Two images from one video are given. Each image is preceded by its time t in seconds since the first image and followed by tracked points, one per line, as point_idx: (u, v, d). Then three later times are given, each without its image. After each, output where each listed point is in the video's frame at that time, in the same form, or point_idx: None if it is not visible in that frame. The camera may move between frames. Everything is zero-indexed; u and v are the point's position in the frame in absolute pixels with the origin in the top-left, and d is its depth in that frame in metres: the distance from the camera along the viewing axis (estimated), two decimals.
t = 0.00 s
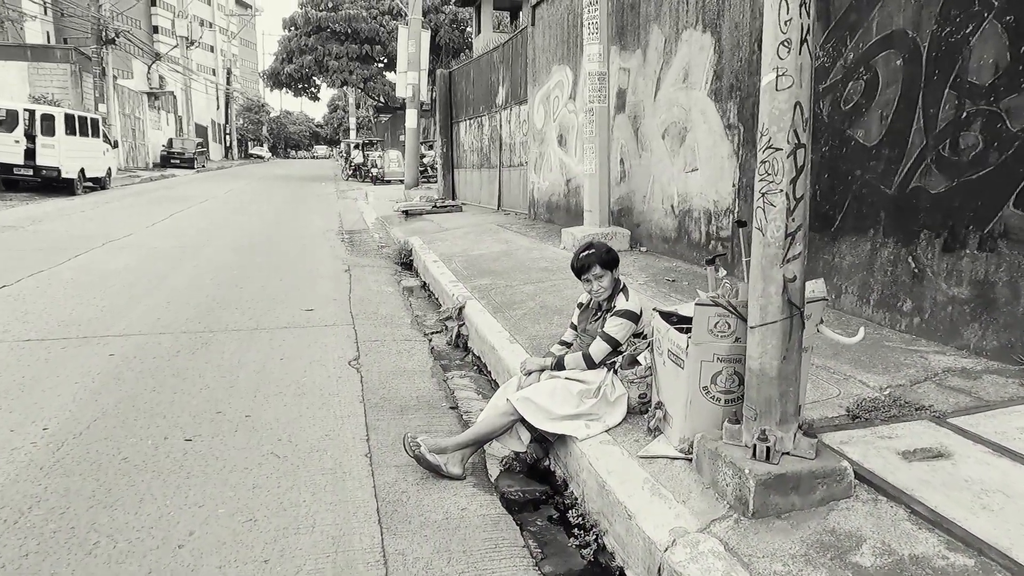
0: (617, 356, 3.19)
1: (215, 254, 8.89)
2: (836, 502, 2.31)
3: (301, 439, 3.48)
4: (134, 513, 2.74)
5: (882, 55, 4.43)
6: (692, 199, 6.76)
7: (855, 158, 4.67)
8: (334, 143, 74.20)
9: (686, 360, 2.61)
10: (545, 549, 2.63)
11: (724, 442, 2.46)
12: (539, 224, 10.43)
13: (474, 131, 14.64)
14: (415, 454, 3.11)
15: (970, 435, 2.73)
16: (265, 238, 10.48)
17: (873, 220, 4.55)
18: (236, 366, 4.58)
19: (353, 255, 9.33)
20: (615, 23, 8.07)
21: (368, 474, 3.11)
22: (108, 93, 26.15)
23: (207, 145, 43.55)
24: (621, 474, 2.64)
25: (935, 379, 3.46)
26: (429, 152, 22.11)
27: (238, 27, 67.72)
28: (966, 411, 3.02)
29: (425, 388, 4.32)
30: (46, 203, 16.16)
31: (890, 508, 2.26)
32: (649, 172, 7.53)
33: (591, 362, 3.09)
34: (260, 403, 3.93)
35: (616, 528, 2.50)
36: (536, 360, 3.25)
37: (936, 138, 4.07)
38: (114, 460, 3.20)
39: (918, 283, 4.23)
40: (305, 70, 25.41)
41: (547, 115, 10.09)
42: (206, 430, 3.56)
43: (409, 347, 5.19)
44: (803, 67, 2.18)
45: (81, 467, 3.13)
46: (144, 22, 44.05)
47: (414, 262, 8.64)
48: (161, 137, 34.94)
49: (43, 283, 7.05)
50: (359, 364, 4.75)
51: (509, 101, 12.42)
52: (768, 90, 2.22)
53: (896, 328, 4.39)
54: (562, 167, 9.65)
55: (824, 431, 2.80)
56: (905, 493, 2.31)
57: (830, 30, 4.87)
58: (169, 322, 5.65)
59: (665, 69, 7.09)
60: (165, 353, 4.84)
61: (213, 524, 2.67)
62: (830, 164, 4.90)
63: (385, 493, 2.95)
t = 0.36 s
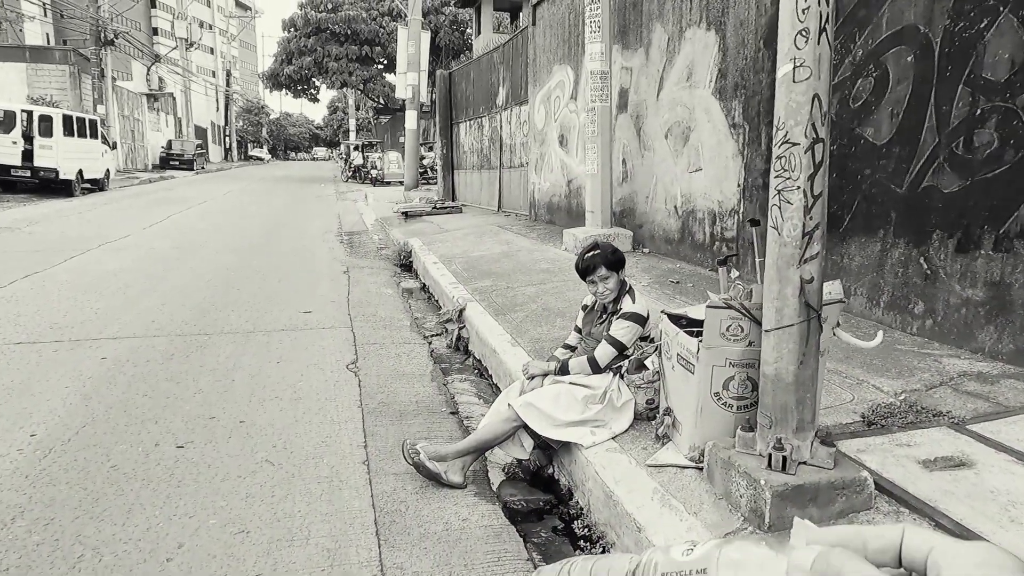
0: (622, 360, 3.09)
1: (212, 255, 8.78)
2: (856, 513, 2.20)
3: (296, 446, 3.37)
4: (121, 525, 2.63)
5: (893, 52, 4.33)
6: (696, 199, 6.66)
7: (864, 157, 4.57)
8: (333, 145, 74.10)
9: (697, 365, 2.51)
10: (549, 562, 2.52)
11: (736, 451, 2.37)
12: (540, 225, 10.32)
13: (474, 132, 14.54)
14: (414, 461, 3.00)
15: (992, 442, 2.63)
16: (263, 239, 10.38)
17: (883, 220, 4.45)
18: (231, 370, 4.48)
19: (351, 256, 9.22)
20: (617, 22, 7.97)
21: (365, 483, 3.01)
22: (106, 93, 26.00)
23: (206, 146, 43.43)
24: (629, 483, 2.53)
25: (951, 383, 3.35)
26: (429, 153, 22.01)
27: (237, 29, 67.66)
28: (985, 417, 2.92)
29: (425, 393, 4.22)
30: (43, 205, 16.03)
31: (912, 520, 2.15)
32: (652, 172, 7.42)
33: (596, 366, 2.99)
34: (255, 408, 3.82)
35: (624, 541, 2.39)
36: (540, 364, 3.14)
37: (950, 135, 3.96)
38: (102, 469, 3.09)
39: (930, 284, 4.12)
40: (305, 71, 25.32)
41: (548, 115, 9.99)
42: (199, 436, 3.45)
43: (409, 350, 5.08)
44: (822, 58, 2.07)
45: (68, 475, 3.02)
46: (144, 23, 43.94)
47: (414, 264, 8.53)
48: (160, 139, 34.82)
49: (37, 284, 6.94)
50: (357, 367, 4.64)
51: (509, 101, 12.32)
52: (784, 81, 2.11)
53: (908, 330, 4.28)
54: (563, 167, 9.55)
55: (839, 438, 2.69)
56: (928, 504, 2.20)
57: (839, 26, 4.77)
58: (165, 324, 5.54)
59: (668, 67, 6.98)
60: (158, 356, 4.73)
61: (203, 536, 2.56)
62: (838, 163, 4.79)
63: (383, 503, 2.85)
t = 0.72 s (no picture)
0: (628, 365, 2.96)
1: (208, 256, 8.64)
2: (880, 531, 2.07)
3: (287, 455, 3.23)
4: (99, 541, 2.49)
5: (905, 47, 4.19)
6: (700, 199, 6.52)
7: (875, 155, 4.44)
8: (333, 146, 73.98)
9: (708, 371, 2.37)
10: None
11: (751, 462, 2.24)
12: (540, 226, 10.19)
13: (474, 132, 14.40)
14: (409, 474, 2.86)
15: (1019, 454, 2.49)
16: (259, 240, 10.24)
17: (894, 220, 4.31)
18: (222, 374, 4.34)
19: (349, 257, 9.08)
20: (619, 19, 7.83)
21: (359, 495, 2.87)
22: (104, 94, 25.85)
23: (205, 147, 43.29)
24: (637, 497, 2.40)
25: (970, 390, 3.21)
26: (428, 154, 21.88)
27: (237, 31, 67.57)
28: (1009, 426, 2.78)
29: (422, 398, 4.08)
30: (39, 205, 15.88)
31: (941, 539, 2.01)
32: (654, 172, 7.29)
33: (601, 372, 2.86)
34: (245, 415, 3.68)
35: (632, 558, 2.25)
36: (541, 370, 3.01)
37: (965, 132, 3.83)
38: (82, 480, 2.95)
39: (945, 286, 3.99)
40: (304, 71, 25.19)
41: (548, 114, 9.86)
42: (185, 445, 3.31)
43: (406, 354, 4.94)
44: (845, 44, 1.94)
45: (46, 487, 2.88)
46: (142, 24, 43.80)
47: (412, 265, 8.39)
48: (159, 140, 34.67)
49: (27, 286, 6.79)
50: (352, 372, 4.50)
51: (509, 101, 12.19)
52: (804, 70, 1.97)
53: (921, 334, 4.15)
54: (564, 167, 9.41)
55: (857, 449, 2.56)
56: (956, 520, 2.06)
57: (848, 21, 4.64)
58: (155, 327, 5.40)
59: (671, 65, 6.85)
60: (147, 360, 4.58)
61: (185, 553, 2.42)
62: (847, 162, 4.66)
63: (377, 516, 2.71)
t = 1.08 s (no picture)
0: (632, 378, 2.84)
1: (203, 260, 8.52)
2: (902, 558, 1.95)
3: (278, 471, 3.11)
4: (77, 567, 2.36)
5: (915, 46, 4.07)
6: (702, 202, 6.41)
7: (884, 158, 4.32)
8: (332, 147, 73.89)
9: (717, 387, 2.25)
10: None
11: (764, 485, 2.12)
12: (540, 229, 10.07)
13: (473, 133, 14.29)
14: (404, 494, 2.74)
15: None
16: (256, 243, 10.12)
17: (904, 224, 4.20)
18: (213, 384, 4.22)
19: (346, 261, 8.97)
20: (619, 19, 7.71)
21: (351, 515, 2.75)
22: (102, 95, 25.71)
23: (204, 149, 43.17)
24: (643, 519, 2.28)
25: (987, 403, 3.09)
26: (427, 155, 21.77)
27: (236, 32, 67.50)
28: None
29: (418, 409, 3.96)
30: (34, 208, 15.74)
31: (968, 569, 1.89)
32: (655, 174, 7.18)
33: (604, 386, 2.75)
34: (235, 428, 3.56)
35: None
36: (542, 383, 2.89)
37: (978, 135, 3.71)
38: (63, 498, 2.82)
39: (957, 293, 3.87)
40: (302, 73, 25.09)
41: (548, 116, 9.74)
42: (173, 460, 3.19)
43: (402, 362, 4.82)
44: (866, 41, 1.81)
45: (25, 507, 2.75)
46: (141, 25, 43.69)
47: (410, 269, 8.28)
48: (157, 141, 34.53)
49: (18, 292, 6.67)
50: (347, 381, 4.38)
51: (508, 103, 12.08)
52: (821, 70, 1.86)
53: (933, 342, 4.03)
54: (564, 170, 9.30)
55: (874, 468, 2.44)
56: (983, 548, 1.94)
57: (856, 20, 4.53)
58: (147, 334, 5.28)
59: (673, 66, 6.73)
60: (136, 369, 4.46)
61: None
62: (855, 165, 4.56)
63: (370, 538, 2.59)
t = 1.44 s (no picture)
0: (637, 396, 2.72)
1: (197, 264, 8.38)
2: None
3: (267, 491, 2.98)
4: None
5: (928, 47, 3.95)
6: (705, 206, 6.28)
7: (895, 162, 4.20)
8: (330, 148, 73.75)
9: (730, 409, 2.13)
10: None
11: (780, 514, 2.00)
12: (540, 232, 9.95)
13: (471, 135, 14.17)
14: (399, 517, 2.60)
15: None
16: (252, 246, 9.98)
17: (916, 231, 4.08)
18: (203, 396, 4.08)
19: (343, 265, 8.84)
20: (620, 19, 7.58)
21: (343, 539, 2.62)
22: (99, 96, 25.55)
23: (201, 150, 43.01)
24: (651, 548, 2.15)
25: (1008, 419, 2.97)
26: (426, 157, 21.65)
27: (235, 33, 67.33)
28: None
29: (415, 422, 3.83)
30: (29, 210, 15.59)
31: None
32: (657, 177, 7.05)
33: (609, 404, 2.62)
34: (225, 443, 3.43)
35: None
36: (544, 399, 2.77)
37: (994, 139, 3.59)
38: (40, 521, 2.69)
39: (972, 302, 3.75)
40: (300, 73, 24.96)
41: (547, 118, 9.62)
42: (158, 478, 3.06)
43: (399, 371, 4.69)
44: (894, 42, 1.69)
45: None
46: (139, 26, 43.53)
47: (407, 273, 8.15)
48: (155, 142, 34.37)
49: (7, 297, 6.54)
50: (342, 392, 4.25)
51: (507, 104, 11.96)
52: (845, 73, 1.73)
53: (946, 353, 3.90)
54: (564, 172, 9.17)
55: (895, 493, 2.31)
56: None
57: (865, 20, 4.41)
58: (137, 342, 5.15)
59: (675, 67, 6.60)
60: (124, 379, 4.33)
61: None
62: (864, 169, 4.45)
63: (363, 565, 2.46)
